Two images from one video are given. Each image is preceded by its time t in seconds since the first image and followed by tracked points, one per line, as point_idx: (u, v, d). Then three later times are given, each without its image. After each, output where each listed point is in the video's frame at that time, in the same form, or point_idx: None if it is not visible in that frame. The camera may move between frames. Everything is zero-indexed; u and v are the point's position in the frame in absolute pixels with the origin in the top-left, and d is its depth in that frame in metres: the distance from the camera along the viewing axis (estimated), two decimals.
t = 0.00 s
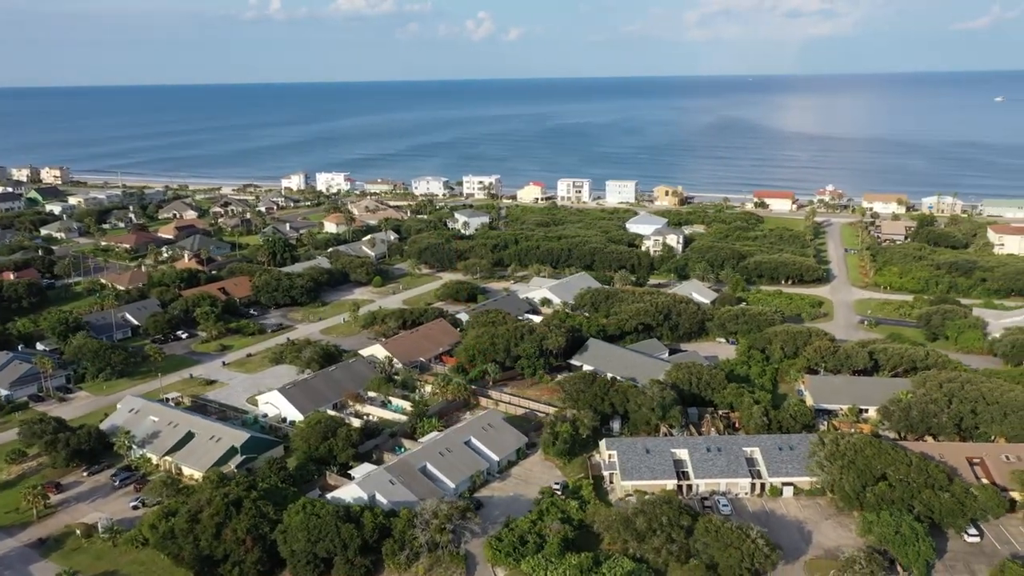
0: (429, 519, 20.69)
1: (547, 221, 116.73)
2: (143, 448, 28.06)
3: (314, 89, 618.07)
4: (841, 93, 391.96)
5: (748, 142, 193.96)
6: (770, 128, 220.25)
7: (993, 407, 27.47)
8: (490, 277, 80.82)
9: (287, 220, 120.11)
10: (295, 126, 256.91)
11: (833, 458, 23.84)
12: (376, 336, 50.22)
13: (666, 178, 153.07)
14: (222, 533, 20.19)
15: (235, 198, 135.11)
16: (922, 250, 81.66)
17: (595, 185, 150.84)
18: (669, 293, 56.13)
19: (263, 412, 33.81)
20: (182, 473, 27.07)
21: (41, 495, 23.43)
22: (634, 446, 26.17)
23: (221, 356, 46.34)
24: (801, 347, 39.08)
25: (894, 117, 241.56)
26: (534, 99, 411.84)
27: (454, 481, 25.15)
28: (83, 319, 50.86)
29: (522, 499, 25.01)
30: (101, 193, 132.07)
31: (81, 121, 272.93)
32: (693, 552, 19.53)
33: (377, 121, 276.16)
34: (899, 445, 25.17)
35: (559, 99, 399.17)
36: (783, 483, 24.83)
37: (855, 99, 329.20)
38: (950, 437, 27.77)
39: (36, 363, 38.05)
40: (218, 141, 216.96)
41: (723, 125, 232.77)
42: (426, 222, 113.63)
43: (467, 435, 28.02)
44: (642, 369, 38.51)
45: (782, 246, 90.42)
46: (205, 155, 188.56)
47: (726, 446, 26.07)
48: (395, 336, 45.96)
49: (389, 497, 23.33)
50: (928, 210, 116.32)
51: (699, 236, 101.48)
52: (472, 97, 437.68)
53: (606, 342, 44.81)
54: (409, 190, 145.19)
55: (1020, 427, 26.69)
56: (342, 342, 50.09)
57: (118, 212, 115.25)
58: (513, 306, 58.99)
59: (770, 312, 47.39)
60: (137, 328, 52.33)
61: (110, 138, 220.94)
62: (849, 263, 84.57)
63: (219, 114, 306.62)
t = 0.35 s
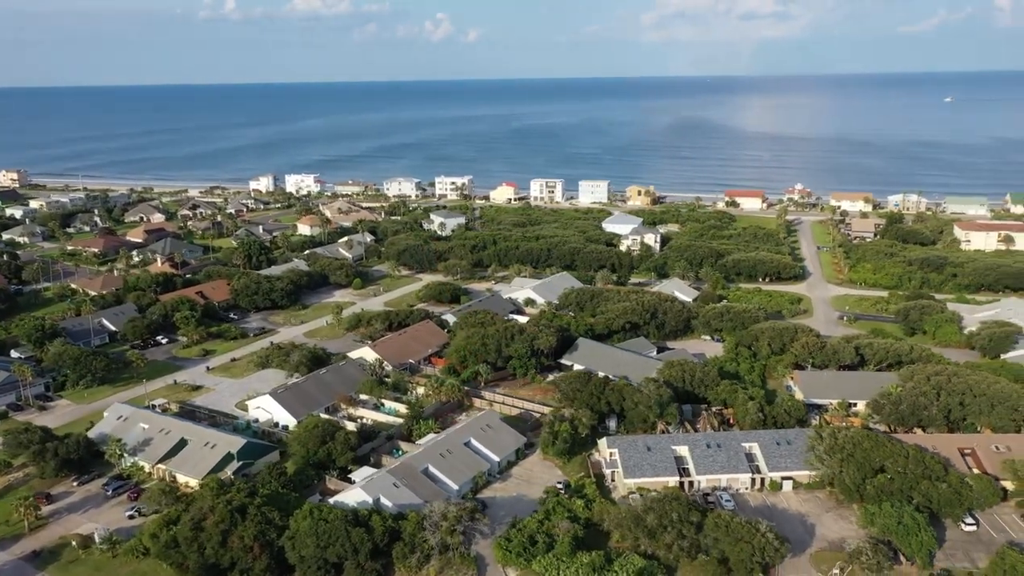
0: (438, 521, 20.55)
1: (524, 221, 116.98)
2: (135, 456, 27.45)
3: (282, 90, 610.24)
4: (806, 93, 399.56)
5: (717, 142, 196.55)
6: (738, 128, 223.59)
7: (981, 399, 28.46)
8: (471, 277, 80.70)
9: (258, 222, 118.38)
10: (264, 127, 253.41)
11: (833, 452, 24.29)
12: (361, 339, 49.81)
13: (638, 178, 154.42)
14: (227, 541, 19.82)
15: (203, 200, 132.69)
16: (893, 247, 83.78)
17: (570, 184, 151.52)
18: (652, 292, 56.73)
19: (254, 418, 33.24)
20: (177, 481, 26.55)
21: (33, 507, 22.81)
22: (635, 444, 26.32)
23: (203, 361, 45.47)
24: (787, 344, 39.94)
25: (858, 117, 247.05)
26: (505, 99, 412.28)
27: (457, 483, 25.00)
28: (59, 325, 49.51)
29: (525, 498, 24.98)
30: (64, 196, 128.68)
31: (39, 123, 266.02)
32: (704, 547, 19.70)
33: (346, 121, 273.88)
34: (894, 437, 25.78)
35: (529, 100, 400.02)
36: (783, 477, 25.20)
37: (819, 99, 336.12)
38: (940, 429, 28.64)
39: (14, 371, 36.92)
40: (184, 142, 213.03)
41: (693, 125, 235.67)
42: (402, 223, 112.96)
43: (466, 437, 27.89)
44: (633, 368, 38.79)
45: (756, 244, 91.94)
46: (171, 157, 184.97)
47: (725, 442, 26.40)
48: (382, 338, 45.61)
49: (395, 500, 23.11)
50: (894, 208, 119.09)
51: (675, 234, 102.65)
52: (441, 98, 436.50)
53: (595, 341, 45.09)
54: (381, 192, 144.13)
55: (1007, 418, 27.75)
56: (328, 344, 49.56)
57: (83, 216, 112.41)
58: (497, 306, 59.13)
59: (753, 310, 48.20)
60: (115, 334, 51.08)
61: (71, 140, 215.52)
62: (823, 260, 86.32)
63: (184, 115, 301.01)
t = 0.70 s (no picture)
0: (452, 523, 20.45)
1: (506, 222, 117.11)
2: (133, 463, 26.97)
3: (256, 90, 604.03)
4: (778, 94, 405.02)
5: (695, 142, 198.17)
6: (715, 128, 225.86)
7: (975, 392, 29.15)
8: (457, 278, 80.57)
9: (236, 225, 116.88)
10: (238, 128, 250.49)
11: (836, 446, 24.66)
12: (352, 341, 49.47)
13: (618, 178, 155.30)
14: (238, 547, 19.52)
15: (178, 203, 130.66)
16: (872, 244, 85.30)
17: (550, 184, 152.06)
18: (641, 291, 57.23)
19: (251, 422, 32.82)
20: (177, 487, 26.14)
21: (32, 516, 22.35)
22: (640, 442, 26.48)
23: (192, 365, 44.78)
24: (779, 341, 40.70)
25: (830, 117, 251.13)
26: (482, 99, 412.29)
27: (464, 484, 24.90)
28: (41, 331, 48.43)
29: (533, 498, 24.96)
30: (35, 199, 125.93)
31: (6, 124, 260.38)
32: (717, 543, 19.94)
33: (323, 122, 271.78)
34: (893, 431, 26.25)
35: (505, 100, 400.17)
36: (786, 472, 25.52)
37: (793, 100, 341.03)
38: (935, 422, 29.28)
39: None
40: (157, 143, 209.66)
41: (670, 125, 237.50)
42: (385, 224, 112.40)
43: (470, 437, 27.77)
44: (629, 366, 39.10)
45: (739, 243, 93.05)
46: (145, 159, 182.17)
47: (728, 439, 26.66)
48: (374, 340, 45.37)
49: (404, 502, 22.95)
50: (869, 206, 121.11)
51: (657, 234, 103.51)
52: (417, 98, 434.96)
53: (588, 340, 45.35)
54: (359, 193, 143.12)
55: (1000, 412, 28.49)
56: (318, 347, 49.11)
57: (56, 219, 110.08)
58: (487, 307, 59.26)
59: (743, 308, 48.85)
60: (99, 339, 50.10)
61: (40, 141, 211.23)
62: (803, 258, 87.67)
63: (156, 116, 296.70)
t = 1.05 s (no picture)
0: (463, 523, 20.40)
1: (485, 222, 117.11)
2: (128, 471, 26.46)
3: (225, 91, 595.48)
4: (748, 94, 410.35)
5: (670, 142, 199.89)
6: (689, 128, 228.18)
7: (964, 385, 29.89)
8: (441, 279, 80.35)
9: (209, 227, 115.04)
10: (209, 130, 246.91)
11: (836, 441, 25.09)
12: (340, 343, 49.07)
13: (594, 177, 156.04)
14: (248, 554, 19.26)
15: (149, 205, 128.22)
16: (848, 242, 86.82)
17: (528, 184, 152.26)
18: (628, 290, 57.68)
19: (245, 427, 32.37)
20: (175, 494, 25.68)
21: (28, 527, 21.83)
22: (641, 439, 26.69)
23: (178, 370, 43.99)
24: (768, 338, 41.42)
25: (800, 117, 255.01)
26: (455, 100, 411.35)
27: (469, 485, 24.85)
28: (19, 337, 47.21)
29: (537, 497, 25.00)
30: None
31: None
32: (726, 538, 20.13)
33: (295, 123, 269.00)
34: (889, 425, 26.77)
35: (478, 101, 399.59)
36: (785, 468, 25.92)
37: (763, 100, 346.17)
38: (926, 415, 30.02)
39: None
40: (125, 145, 205.48)
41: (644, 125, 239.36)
42: (363, 225, 111.60)
43: (472, 438, 27.74)
44: (622, 365, 39.44)
45: (718, 241, 94.25)
46: (114, 161, 178.61)
47: (727, 435, 26.97)
48: (364, 342, 45.07)
49: (409, 505, 22.80)
50: (840, 204, 123.17)
51: (637, 233, 104.37)
52: (390, 99, 432.49)
53: (578, 340, 45.61)
54: (333, 195, 141.78)
55: (988, 406, 29.30)
56: (306, 350, 48.61)
57: (23, 223, 107.32)
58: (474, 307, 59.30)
59: (729, 306, 49.52)
60: (80, 346, 48.98)
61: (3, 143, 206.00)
62: (782, 256, 89.00)
63: (123, 117, 290.86)
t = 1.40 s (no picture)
0: (474, 524, 20.36)
1: (463, 223, 116.91)
2: (123, 479, 25.94)
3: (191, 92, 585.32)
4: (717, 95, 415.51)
5: (642, 142, 201.38)
6: (661, 128, 230.30)
7: (952, 377, 30.80)
8: (423, 280, 79.99)
9: (181, 230, 112.89)
10: (175, 131, 242.43)
11: (834, 435, 25.62)
12: (327, 346, 48.64)
13: (569, 177, 156.60)
14: (258, 561, 19.00)
15: (116, 209, 125.38)
16: (822, 239, 88.40)
17: (504, 184, 152.32)
18: (612, 289, 58.19)
19: (239, 432, 31.85)
20: (172, 502, 25.22)
21: (24, 539, 21.30)
22: (642, 437, 26.94)
23: (162, 376, 43.15)
24: (756, 334, 42.17)
25: (769, 117, 259.01)
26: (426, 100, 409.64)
27: (473, 486, 24.81)
28: None
29: (542, 496, 25.03)
30: None
31: None
32: (735, 532, 20.36)
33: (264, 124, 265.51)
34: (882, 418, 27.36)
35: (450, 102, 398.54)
36: (784, 461, 26.37)
37: (732, 100, 350.84)
38: (915, 407, 30.81)
39: None
40: (88, 148, 200.63)
41: (616, 125, 240.89)
42: (340, 227, 110.59)
43: (473, 439, 27.70)
44: (613, 364, 39.82)
45: (695, 240, 95.36)
46: (78, 164, 174.52)
47: (726, 431, 27.32)
48: (352, 345, 44.71)
49: (417, 506, 22.66)
50: (811, 203, 125.31)
51: (615, 232, 104.99)
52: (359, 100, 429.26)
53: (567, 339, 45.89)
54: (305, 196, 140.12)
55: (975, 398, 30.18)
56: (292, 353, 48.05)
57: None
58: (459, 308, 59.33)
59: (714, 303, 50.21)
60: (58, 353, 47.76)
61: None
62: (758, 254, 90.28)
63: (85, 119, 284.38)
